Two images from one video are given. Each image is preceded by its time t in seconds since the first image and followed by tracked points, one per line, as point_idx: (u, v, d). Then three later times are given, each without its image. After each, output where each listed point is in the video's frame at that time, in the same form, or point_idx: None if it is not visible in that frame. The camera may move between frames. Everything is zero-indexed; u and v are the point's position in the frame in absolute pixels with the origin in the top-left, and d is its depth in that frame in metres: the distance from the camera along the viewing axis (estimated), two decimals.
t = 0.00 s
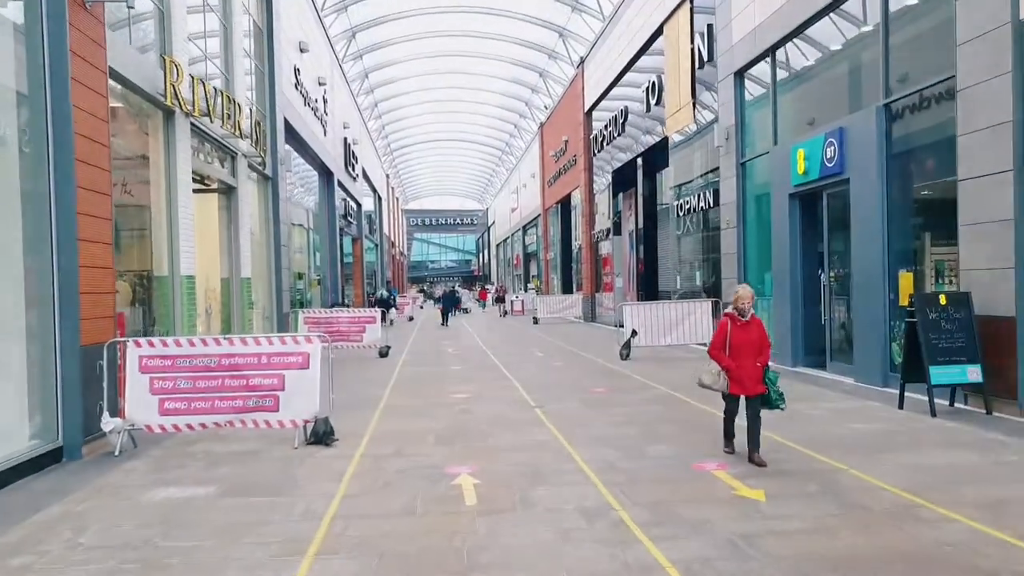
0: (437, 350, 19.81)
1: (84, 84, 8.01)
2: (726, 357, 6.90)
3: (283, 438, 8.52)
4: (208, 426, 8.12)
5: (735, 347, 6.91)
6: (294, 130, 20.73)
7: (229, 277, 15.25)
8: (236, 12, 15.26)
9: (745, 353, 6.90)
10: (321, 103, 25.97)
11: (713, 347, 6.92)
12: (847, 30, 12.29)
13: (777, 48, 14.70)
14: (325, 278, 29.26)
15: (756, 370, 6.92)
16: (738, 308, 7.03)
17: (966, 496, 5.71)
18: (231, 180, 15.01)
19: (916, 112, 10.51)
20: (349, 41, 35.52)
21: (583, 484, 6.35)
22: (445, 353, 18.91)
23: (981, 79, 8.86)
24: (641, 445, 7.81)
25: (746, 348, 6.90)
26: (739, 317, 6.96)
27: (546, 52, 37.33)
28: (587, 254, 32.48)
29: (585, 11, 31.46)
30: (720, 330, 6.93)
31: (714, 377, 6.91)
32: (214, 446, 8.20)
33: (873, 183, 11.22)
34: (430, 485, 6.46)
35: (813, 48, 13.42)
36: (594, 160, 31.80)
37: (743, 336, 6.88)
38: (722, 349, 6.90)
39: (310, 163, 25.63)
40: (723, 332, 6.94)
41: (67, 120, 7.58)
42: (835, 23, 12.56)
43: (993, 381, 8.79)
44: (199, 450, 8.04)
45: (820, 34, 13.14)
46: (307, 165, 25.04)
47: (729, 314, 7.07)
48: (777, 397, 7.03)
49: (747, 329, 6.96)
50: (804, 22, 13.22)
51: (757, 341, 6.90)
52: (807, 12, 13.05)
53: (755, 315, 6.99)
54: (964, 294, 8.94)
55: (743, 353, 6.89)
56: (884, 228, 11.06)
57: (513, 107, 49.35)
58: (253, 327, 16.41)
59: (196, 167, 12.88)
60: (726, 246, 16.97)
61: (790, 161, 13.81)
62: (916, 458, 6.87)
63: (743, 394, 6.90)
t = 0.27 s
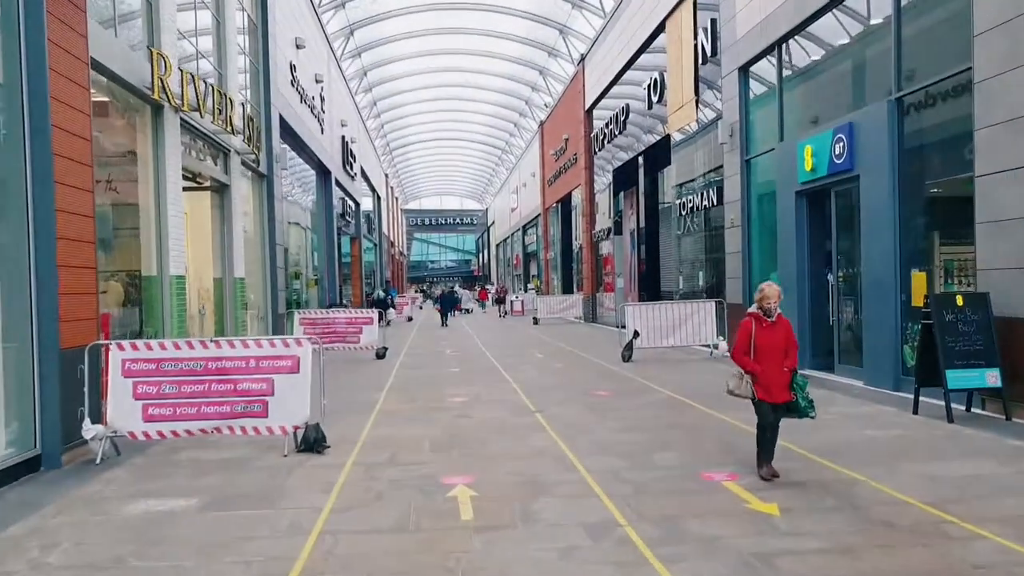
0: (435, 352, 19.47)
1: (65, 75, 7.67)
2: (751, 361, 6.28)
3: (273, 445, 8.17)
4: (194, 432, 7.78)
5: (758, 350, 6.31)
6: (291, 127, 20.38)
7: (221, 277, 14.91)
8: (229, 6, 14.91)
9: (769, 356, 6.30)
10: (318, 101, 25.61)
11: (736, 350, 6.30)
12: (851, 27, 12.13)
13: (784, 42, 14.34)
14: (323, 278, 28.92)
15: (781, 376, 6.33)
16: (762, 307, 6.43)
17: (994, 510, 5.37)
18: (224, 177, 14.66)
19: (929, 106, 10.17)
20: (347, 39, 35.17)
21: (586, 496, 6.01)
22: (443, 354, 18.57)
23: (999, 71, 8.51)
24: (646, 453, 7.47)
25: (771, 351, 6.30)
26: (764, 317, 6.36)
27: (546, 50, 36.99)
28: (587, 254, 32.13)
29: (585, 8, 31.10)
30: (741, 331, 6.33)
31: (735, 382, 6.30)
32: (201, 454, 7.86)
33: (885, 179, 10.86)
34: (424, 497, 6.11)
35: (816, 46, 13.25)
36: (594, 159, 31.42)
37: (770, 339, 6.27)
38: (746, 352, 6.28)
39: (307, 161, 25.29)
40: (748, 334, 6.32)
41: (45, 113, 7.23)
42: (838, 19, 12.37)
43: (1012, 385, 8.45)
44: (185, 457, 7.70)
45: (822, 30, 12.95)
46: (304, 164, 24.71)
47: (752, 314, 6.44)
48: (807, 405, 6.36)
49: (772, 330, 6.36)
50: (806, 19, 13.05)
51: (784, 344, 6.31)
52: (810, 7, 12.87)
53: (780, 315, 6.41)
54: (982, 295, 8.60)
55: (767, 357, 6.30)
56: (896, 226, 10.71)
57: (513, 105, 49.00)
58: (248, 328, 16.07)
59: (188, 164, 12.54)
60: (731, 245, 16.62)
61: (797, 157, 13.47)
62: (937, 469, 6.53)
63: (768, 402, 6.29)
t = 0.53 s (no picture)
0: (436, 353, 19.17)
1: (51, 67, 7.35)
2: (784, 374, 5.77)
3: (267, 452, 7.87)
4: (185, 439, 7.47)
5: (792, 362, 5.78)
6: (289, 125, 20.07)
7: (217, 277, 14.60)
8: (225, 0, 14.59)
9: (804, 368, 5.77)
10: (317, 98, 25.29)
11: (767, 362, 5.81)
12: (855, 24, 12.01)
13: (792, 38, 14.03)
14: (322, 278, 28.62)
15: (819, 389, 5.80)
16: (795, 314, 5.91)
17: None
18: (220, 175, 14.35)
19: (946, 102, 9.85)
20: (347, 37, 34.87)
21: (595, 509, 5.70)
22: (444, 356, 18.27)
23: (1020, 63, 8.21)
24: (655, 462, 7.15)
25: (807, 363, 5.77)
26: (797, 325, 5.84)
27: (548, 48, 36.66)
28: (589, 254, 31.79)
29: (588, 6, 30.78)
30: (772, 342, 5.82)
31: (765, 398, 5.83)
32: (192, 461, 7.55)
33: (899, 177, 10.54)
34: (424, 510, 5.80)
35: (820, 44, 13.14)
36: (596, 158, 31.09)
37: (804, 348, 5.75)
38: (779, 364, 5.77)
39: (306, 160, 24.98)
40: (780, 344, 5.82)
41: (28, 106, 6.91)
42: (843, 17, 12.27)
43: None
44: (175, 465, 7.39)
45: (827, 28, 12.86)
46: (303, 162, 24.42)
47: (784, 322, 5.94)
48: (845, 422, 5.80)
49: (807, 339, 5.83)
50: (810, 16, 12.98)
51: (821, 354, 5.77)
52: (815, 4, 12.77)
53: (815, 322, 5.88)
54: (1003, 296, 8.29)
55: (802, 369, 5.77)
56: (911, 225, 10.38)
57: (514, 104, 48.67)
58: (244, 329, 15.76)
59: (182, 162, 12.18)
60: (737, 245, 16.31)
61: (806, 155, 13.14)
62: (963, 479, 6.22)
63: (802, 418, 5.79)
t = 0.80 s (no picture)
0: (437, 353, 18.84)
1: (35, 52, 7.03)
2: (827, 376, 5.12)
3: (261, 455, 7.54)
4: (174, 441, 7.15)
5: (836, 361, 5.14)
6: (287, 120, 19.75)
7: (212, 274, 14.27)
8: None
9: (849, 368, 5.13)
10: (316, 94, 24.96)
11: (808, 362, 5.14)
12: (859, 19, 11.93)
13: (801, 30, 13.71)
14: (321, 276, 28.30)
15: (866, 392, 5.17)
16: (837, 308, 5.27)
17: None
18: (216, 170, 14.02)
19: (965, 92, 9.50)
20: (346, 33, 34.54)
21: (607, 517, 5.37)
22: (445, 356, 17.93)
23: None
24: (668, 465, 6.81)
25: (852, 363, 5.14)
26: (841, 321, 5.20)
27: (549, 45, 36.33)
28: (591, 252, 31.44)
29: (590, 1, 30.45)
30: (814, 339, 5.16)
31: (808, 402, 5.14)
32: (182, 465, 7.22)
33: (915, 170, 10.17)
34: (426, 517, 5.47)
35: (823, 40, 13.03)
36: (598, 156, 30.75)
37: (849, 347, 5.12)
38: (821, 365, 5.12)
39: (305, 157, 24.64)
40: (822, 342, 5.16)
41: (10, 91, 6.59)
42: (848, 13, 12.20)
43: None
44: (164, 469, 7.06)
45: (831, 24, 12.77)
46: (301, 159, 24.10)
47: (825, 317, 5.29)
48: (899, 426, 5.17)
49: (851, 337, 5.21)
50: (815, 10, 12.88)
51: (866, 353, 5.15)
52: None
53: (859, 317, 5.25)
54: None
55: (848, 370, 5.12)
56: (928, 220, 10.01)
57: (515, 102, 48.32)
58: (240, 327, 15.43)
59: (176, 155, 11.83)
60: (744, 242, 15.97)
61: (816, 149, 12.79)
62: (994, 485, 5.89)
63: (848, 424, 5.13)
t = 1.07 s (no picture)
0: (435, 353, 18.52)
1: (12, 41, 6.71)
2: (879, 389, 4.50)
3: (252, 462, 7.22)
4: (160, 449, 6.83)
5: (889, 372, 4.51)
6: (283, 117, 19.41)
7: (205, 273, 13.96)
8: None
9: (905, 380, 4.49)
10: (312, 91, 24.61)
11: (858, 373, 4.54)
12: (862, 17, 11.86)
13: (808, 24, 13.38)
14: (318, 276, 28.01)
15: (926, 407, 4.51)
16: (892, 311, 4.63)
17: None
18: (208, 167, 13.70)
19: (981, 85, 9.16)
20: (343, 30, 34.22)
21: (616, 531, 5.05)
22: (444, 356, 17.64)
23: None
24: (677, 472, 6.50)
25: (908, 375, 4.50)
26: (896, 326, 4.56)
27: (548, 42, 35.98)
28: (591, 251, 31.13)
29: None
30: (864, 348, 4.54)
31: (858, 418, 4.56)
32: (168, 473, 6.90)
33: (927, 167, 9.83)
34: (424, 531, 5.15)
35: (824, 37, 12.92)
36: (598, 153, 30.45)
37: (905, 356, 4.49)
38: (873, 376, 4.51)
39: (301, 155, 24.32)
40: (874, 350, 4.54)
41: None
42: (852, 11, 12.10)
43: None
44: (149, 477, 6.74)
45: (831, 21, 12.65)
46: (298, 157, 23.77)
47: (880, 322, 4.64)
48: (960, 448, 4.55)
49: (909, 345, 4.56)
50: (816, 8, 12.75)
51: (926, 363, 4.50)
52: None
53: (918, 322, 4.60)
54: None
55: (902, 382, 4.49)
56: (941, 217, 9.66)
57: (514, 100, 47.98)
58: (234, 328, 15.11)
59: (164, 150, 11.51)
60: (749, 240, 15.66)
61: (824, 144, 12.45)
62: None
63: (905, 444, 4.49)
